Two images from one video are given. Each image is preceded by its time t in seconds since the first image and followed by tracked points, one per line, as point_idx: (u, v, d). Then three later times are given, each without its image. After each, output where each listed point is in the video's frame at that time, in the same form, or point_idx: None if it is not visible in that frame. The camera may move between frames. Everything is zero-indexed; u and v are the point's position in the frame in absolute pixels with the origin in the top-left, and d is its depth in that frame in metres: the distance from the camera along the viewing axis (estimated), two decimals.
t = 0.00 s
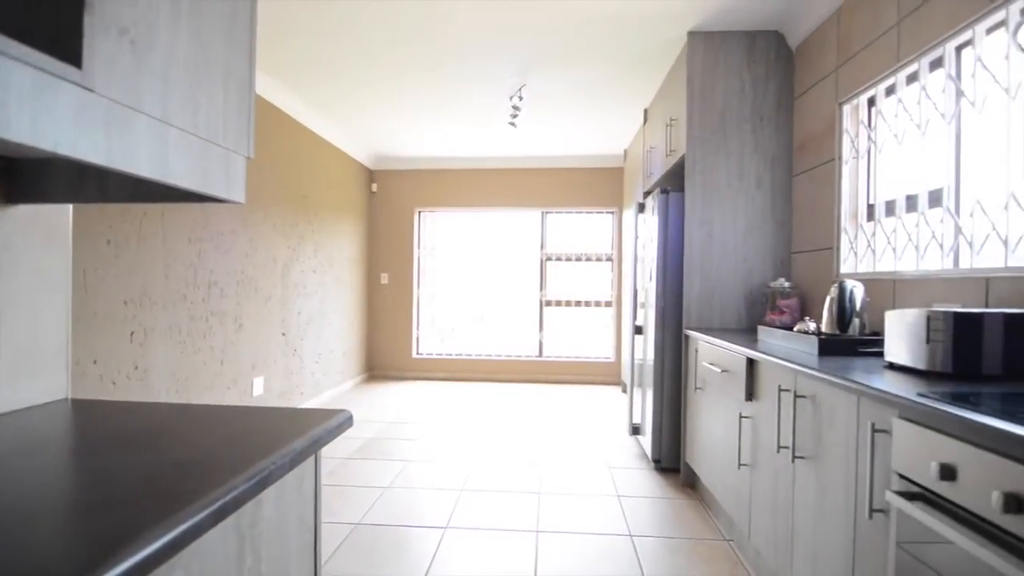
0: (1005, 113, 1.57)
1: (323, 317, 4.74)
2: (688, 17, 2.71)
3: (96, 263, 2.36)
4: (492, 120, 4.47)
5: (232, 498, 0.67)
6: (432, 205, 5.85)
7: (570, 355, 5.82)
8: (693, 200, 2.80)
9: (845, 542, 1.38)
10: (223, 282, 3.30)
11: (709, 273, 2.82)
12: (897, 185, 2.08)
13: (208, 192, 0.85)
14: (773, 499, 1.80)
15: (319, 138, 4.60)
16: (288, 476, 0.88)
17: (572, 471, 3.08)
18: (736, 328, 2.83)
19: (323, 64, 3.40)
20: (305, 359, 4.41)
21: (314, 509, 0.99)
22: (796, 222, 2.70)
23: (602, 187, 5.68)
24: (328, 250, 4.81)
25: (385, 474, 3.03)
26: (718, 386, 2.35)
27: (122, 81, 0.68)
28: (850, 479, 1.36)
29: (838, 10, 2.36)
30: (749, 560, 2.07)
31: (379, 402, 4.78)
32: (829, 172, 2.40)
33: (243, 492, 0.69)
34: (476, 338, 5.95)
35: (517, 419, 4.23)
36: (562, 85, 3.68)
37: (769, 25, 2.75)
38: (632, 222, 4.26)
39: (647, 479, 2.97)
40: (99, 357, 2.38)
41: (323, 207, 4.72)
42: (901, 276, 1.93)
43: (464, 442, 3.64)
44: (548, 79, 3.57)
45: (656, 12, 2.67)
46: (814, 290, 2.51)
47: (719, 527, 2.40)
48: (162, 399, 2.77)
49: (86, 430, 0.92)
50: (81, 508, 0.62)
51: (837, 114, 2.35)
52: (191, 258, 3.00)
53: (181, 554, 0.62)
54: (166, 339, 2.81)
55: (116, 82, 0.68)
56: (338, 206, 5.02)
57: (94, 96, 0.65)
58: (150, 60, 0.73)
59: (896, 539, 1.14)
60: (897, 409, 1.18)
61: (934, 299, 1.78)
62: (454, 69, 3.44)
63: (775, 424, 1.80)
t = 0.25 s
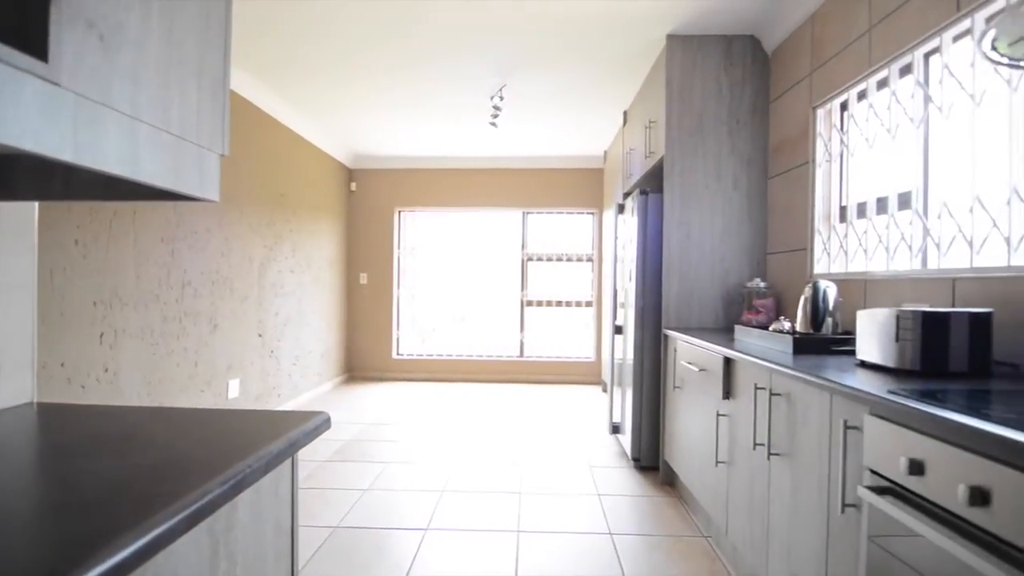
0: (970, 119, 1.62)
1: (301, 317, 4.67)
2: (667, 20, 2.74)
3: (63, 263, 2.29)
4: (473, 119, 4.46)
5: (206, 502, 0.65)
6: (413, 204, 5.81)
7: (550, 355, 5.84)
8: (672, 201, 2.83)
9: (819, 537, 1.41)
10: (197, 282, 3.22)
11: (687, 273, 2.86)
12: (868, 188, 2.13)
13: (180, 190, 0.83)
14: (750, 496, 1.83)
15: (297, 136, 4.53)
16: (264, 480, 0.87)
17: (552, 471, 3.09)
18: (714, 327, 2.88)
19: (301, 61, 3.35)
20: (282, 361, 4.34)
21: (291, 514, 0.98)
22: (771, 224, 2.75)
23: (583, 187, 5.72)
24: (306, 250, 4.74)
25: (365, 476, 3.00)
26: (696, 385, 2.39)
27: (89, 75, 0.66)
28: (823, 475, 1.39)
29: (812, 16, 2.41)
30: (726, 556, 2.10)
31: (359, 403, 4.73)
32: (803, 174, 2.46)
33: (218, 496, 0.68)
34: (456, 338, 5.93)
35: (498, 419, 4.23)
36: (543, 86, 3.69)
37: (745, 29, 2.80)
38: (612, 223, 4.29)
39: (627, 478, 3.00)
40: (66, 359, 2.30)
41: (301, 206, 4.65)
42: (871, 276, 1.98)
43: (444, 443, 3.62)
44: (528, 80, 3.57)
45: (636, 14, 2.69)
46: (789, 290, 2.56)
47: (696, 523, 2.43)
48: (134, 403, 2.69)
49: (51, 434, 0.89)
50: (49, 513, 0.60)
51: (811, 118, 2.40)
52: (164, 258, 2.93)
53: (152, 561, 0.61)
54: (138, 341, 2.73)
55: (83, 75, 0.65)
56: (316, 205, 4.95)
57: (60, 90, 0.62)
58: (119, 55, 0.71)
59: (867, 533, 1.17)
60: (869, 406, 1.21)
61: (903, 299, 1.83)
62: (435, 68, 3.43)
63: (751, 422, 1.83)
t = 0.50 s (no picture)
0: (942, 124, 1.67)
1: (280, 318, 4.60)
2: (649, 22, 2.77)
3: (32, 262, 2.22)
4: (456, 119, 4.45)
5: (181, 507, 0.64)
6: (395, 204, 5.77)
7: (533, 355, 5.85)
8: (654, 201, 2.86)
9: (796, 532, 1.43)
10: (173, 282, 3.16)
11: (668, 273, 2.89)
12: (844, 190, 2.18)
13: (155, 188, 0.81)
14: (729, 493, 1.86)
15: (277, 134, 4.47)
16: (241, 484, 0.85)
17: (535, 470, 3.10)
18: (694, 327, 2.91)
19: (280, 58, 3.30)
20: (261, 362, 4.27)
21: (270, 517, 0.96)
22: (750, 225, 2.79)
23: (566, 188, 5.74)
24: (286, 249, 4.67)
25: (346, 478, 2.97)
26: (677, 384, 2.41)
27: (59, 69, 0.65)
28: (800, 471, 1.42)
29: (790, 21, 2.46)
30: (706, 553, 2.13)
31: (340, 405, 4.67)
32: (781, 176, 2.50)
33: (193, 500, 0.66)
34: (439, 338, 5.91)
35: (481, 419, 4.22)
36: (526, 86, 3.69)
37: (725, 33, 2.83)
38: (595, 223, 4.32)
39: (609, 477, 3.02)
40: (36, 361, 2.24)
41: (281, 205, 4.58)
42: (847, 276, 2.03)
43: (427, 444, 3.60)
44: (511, 80, 3.58)
45: (618, 16, 2.71)
46: (767, 290, 2.60)
47: (677, 521, 2.46)
48: (107, 406, 2.63)
49: (19, 438, 0.87)
50: (17, 519, 0.58)
51: (789, 121, 2.45)
52: (138, 257, 2.86)
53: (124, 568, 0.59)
54: (111, 342, 2.66)
55: (52, 69, 0.64)
56: (296, 204, 4.88)
57: (27, 84, 0.61)
58: (91, 49, 0.69)
59: (842, 528, 1.20)
60: (844, 403, 1.23)
61: (876, 298, 1.88)
62: (417, 67, 3.41)
63: (730, 420, 1.86)
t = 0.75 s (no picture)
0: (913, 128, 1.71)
1: (259, 318, 4.53)
2: (630, 24, 2.79)
3: None
4: (438, 118, 4.43)
5: (155, 513, 0.62)
6: (377, 203, 5.72)
7: (516, 355, 5.86)
8: (635, 202, 2.88)
9: (774, 528, 1.46)
10: (147, 282, 3.09)
11: (649, 274, 2.91)
12: (819, 192, 2.22)
13: (129, 185, 0.79)
14: (709, 490, 1.88)
15: (255, 132, 4.40)
16: (218, 487, 0.83)
17: (517, 470, 3.10)
18: (675, 326, 2.94)
19: (259, 55, 3.25)
20: (239, 363, 4.20)
21: (248, 521, 0.94)
22: (729, 226, 2.83)
23: (548, 188, 5.75)
24: (265, 249, 4.60)
25: (327, 480, 2.94)
26: (658, 383, 2.44)
27: (26, 63, 0.63)
28: (778, 468, 1.44)
29: (768, 25, 2.50)
30: (687, 549, 2.15)
31: (320, 406, 4.62)
32: (759, 178, 2.54)
33: (168, 506, 0.65)
34: (422, 338, 5.88)
35: (464, 420, 4.21)
36: (508, 86, 3.69)
37: (704, 36, 2.87)
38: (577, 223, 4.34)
39: (591, 475, 3.03)
40: (5, 364, 2.17)
41: (259, 203, 4.50)
42: (823, 276, 2.07)
43: (409, 444, 3.58)
44: (493, 80, 3.57)
45: (599, 17, 2.73)
46: (746, 290, 2.64)
47: (658, 519, 2.48)
48: (78, 410, 2.56)
49: None
50: None
51: (766, 124, 2.49)
52: (111, 257, 2.79)
53: None
54: (82, 344, 2.59)
55: (18, 63, 0.62)
56: (275, 203, 4.81)
57: None
58: (60, 44, 0.67)
59: (818, 522, 1.22)
60: (820, 401, 1.26)
61: (851, 298, 1.92)
62: (399, 66, 3.38)
63: (710, 418, 1.88)
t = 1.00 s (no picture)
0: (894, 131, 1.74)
1: (243, 319, 4.47)
2: (616, 26, 2.80)
3: None
4: (425, 118, 4.41)
5: (133, 517, 0.61)
6: (363, 202, 5.69)
7: (503, 355, 5.86)
8: (621, 203, 2.90)
9: (758, 525, 1.48)
10: (128, 282, 3.03)
11: (635, 274, 2.93)
12: (802, 193, 2.25)
13: (106, 184, 0.77)
14: (694, 489, 1.90)
15: (239, 130, 4.34)
16: (199, 492, 0.82)
17: (504, 470, 3.10)
18: (661, 326, 2.96)
19: (243, 53, 3.21)
20: (222, 364, 4.14)
21: (229, 525, 0.93)
22: (714, 226, 2.86)
23: (535, 188, 5.76)
24: (248, 248, 4.54)
25: (313, 482, 2.91)
26: (644, 382, 2.45)
27: None
28: (761, 466, 1.46)
29: (752, 29, 2.53)
30: (673, 547, 2.17)
31: (306, 408, 4.57)
32: (743, 179, 2.57)
33: (147, 510, 0.63)
34: (408, 339, 5.85)
35: (450, 420, 4.20)
36: (495, 86, 3.69)
37: (689, 39, 2.90)
38: (564, 223, 4.35)
39: (578, 475, 3.04)
40: None
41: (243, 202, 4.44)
42: (805, 276, 2.10)
43: (396, 445, 3.56)
44: (480, 80, 3.57)
45: (586, 19, 2.74)
46: (730, 290, 2.67)
47: (644, 517, 2.50)
48: (56, 413, 2.50)
49: None
50: None
51: (750, 126, 2.51)
52: (90, 257, 2.73)
53: None
54: (60, 345, 2.54)
55: None
56: (259, 202, 4.75)
57: None
58: (35, 39, 0.65)
59: (801, 519, 1.24)
60: (802, 399, 1.28)
61: (832, 298, 1.95)
62: (385, 66, 3.36)
63: (695, 417, 1.90)
